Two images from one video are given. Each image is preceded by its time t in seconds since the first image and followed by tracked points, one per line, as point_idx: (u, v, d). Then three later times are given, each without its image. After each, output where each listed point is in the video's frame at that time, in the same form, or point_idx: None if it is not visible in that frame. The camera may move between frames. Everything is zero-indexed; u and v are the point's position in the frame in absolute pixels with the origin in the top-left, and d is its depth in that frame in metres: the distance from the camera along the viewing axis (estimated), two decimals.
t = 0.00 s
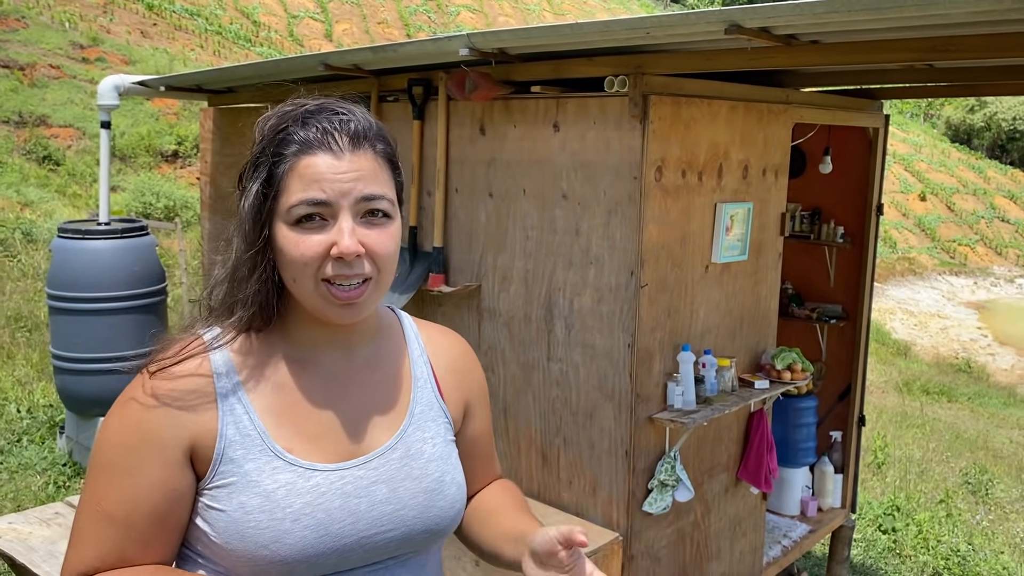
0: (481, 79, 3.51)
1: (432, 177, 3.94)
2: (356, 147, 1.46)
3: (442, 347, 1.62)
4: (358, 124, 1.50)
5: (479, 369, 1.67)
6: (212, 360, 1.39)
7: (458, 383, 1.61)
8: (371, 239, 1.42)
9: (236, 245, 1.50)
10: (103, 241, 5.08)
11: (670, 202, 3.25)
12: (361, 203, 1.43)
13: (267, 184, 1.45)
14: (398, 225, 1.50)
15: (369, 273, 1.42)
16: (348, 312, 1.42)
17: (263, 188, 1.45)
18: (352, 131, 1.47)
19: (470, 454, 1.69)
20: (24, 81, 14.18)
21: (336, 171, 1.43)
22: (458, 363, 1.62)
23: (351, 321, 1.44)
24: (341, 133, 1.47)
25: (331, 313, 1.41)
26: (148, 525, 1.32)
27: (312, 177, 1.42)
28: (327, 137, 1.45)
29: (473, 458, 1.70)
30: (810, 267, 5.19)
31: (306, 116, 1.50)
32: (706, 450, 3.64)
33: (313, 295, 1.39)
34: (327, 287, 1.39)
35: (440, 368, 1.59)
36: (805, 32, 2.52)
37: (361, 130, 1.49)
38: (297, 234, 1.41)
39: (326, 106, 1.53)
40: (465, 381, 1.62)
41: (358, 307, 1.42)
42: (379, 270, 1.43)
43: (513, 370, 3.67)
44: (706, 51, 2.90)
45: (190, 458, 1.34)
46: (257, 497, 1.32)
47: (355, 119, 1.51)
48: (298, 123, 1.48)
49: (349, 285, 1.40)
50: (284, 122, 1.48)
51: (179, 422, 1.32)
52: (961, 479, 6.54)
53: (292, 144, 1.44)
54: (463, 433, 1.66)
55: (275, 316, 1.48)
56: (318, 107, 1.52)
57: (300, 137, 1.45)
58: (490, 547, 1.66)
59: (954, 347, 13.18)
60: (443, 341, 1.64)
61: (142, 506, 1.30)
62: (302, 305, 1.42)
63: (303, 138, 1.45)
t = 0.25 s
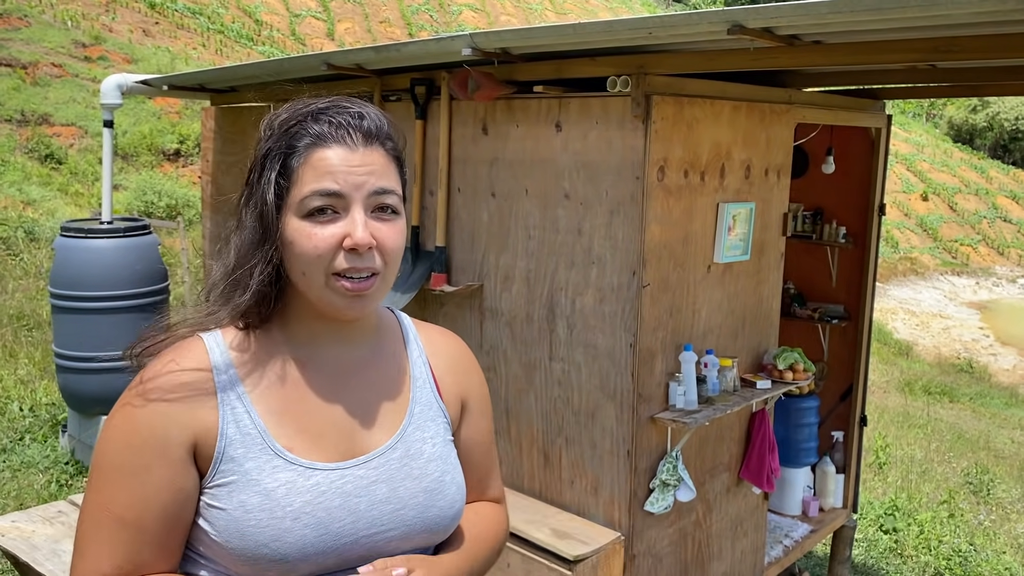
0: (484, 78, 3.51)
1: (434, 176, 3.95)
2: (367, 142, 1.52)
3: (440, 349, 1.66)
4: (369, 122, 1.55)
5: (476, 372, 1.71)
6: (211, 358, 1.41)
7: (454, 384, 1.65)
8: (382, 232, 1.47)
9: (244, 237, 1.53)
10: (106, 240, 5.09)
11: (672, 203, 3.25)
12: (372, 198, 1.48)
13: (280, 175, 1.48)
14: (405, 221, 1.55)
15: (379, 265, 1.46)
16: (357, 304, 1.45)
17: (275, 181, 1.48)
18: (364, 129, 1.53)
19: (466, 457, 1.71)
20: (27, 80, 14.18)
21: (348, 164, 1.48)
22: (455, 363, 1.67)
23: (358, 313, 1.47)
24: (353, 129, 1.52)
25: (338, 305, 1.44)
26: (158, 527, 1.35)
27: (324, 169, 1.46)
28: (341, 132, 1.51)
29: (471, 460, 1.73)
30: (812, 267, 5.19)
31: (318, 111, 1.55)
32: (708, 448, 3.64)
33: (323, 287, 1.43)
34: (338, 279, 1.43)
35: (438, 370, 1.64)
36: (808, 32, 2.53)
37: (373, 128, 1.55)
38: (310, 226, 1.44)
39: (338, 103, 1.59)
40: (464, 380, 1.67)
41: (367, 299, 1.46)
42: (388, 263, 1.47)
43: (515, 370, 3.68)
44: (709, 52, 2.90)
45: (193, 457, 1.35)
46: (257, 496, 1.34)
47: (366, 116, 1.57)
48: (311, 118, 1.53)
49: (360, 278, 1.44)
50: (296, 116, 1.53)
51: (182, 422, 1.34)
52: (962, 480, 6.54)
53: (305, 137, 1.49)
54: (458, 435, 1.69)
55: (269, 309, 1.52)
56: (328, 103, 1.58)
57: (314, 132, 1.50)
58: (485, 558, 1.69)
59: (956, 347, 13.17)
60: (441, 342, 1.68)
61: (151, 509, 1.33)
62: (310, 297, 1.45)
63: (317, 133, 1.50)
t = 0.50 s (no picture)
0: (486, 77, 3.51)
1: (437, 175, 3.95)
2: (381, 140, 1.56)
3: (432, 346, 1.69)
4: (382, 121, 1.59)
5: (470, 370, 1.73)
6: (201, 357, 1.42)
7: (447, 380, 1.67)
8: (394, 229, 1.50)
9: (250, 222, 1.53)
10: (108, 239, 5.10)
11: (674, 201, 3.25)
12: (385, 194, 1.52)
13: (295, 164, 1.50)
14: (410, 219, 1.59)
15: (389, 260, 1.49)
16: (366, 295, 1.48)
17: (289, 170, 1.50)
18: (379, 127, 1.57)
19: (461, 454, 1.73)
20: (29, 78, 14.20)
21: (363, 160, 1.51)
22: (448, 359, 1.69)
23: (362, 307, 1.50)
24: (368, 126, 1.56)
25: (346, 295, 1.47)
26: (156, 528, 1.36)
27: (341, 162, 1.50)
28: (356, 128, 1.55)
29: (466, 456, 1.75)
30: (814, 266, 5.19)
31: (333, 106, 1.58)
32: (710, 447, 3.64)
33: (335, 278, 1.45)
34: (351, 270, 1.46)
35: (431, 366, 1.66)
36: (810, 31, 2.52)
37: (386, 126, 1.59)
38: (324, 216, 1.47)
39: (351, 100, 1.63)
40: (456, 376, 1.69)
41: (376, 291, 1.49)
42: (397, 259, 1.51)
43: (517, 369, 3.68)
44: (712, 50, 2.90)
45: (186, 456, 1.36)
46: (247, 494, 1.35)
47: (380, 115, 1.61)
48: (326, 112, 1.56)
49: (372, 269, 1.47)
50: (313, 108, 1.56)
51: (174, 422, 1.35)
52: (964, 479, 6.53)
53: (322, 128, 1.52)
54: (452, 431, 1.71)
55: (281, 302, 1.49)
56: (341, 99, 1.62)
57: (331, 124, 1.53)
58: (482, 556, 1.71)
59: (958, 347, 13.15)
60: (431, 338, 1.71)
61: (147, 510, 1.34)
62: (318, 289, 1.47)
63: (333, 126, 1.53)
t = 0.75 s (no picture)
0: (488, 75, 3.51)
1: (438, 173, 3.95)
2: (385, 140, 1.57)
3: (427, 340, 1.70)
4: (386, 121, 1.61)
5: (463, 363, 1.74)
6: (195, 349, 1.42)
7: (441, 374, 1.68)
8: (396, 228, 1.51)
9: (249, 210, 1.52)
10: (111, 237, 5.10)
11: (676, 199, 3.24)
12: (388, 193, 1.53)
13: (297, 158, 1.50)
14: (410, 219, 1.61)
15: (390, 258, 1.50)
16: (367, 291, 1.49)
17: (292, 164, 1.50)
18: (383, 127, 1.59)
19: (455, 446, 1.74)
20: (32, 77, 14.21)
21: (368, 157, 1.53)
22: (443, 353, 1.70)
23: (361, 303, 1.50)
24: (372, 125, 1.58)
25: (348, 292, 1.47)
26: (155, 525, 1.36)
27: (347, 159, 1.50)
28: (361, 126, 1.56)
29: (459, 447, 1.76)
30: (816, 265, 5.18)
31: (337, 103, 1.59)
32: (712, 445, 3.64)
33: (337, 273, 1.46)
34: (354, 266, 1.46)
35: (425, 359, 1.67)
36: (813, 28, 2.52)
37: (390, 127, 1.61)
38: (328, 212, 1.47)
39: (355, 98, 1.64)
40: (450, 370, 1.70)
41: (376, 288, 1.49)
42: (397, 256, 1.52)
43: (518, 367, 3.68)
44: (714, 48, 2.89)
45: (186, 454, 1.36)
46: (248, 491, 1.35)
47: (384, 116, 1.63)
48: (331, 109, 1.57)
49: (374, 266, 1.48)
50: (319, 104, 1.57)
51: (172, 420, 1.35)
52: (967, 478, 6.52)
53: (328, 125, 1.53)
54: (447, 424, 1.71)
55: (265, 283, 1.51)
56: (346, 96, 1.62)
57: (336, 122, 1.54)
58: (476, 547, 1.72)
59: (960, 346, 13.13)
60: (426, 332, 1.71)
61: (146, 509, 1.34)
62: (318, 284, 1.47)
63: (339, 123, 1.54)
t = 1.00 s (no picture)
0: (491, 73, 3.50)
1: (441, 172, 3.94)
2: (373, 139, 1.56)
3: (426, 340, 1.70)
4: (376, 120, 1.60)
5: (461, 363, 1.74)
6: (194, 349, 1.44)
7: (440, 373, 1.68)
8: (383, 229, 1.50)
9: (238, 214, 1.53)
10: (113, 236, 5.11)
11: (679, 198, 3.24)
12: (375, 194, 1.52)
13: (284, 162, 1.51)
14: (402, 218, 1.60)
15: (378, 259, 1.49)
16: (355, 292, 1.49)
17: (279, 168, 1.51)
18: (372, 125, 1.57)
19: (454, 445, 1.75)
20: (36, 76, 14.23)
21: (354, 158, 1.52)
22: (442, 352, 1.70)
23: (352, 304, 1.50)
24: (360, 123, 1.56)
25: (336, 294, 1.48)
26: (158, 527, 1.36)
27: (333, 160, 1.50)
28: (348, 126, 1.55)
29: (457, 446, 1.76)
30: (819, 263, 5.18)
31: (326, 104, 1.59)
32: (714, 444, 3.64)
33: (322, 276, 1.46)
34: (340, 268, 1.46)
35: (424, 359, 1.67)
36: (816, 26, 2.51)
37: (379, 125, 1.59)
38: (312, 214, 1.47)
39: (346, 97, 1.63)
40: (449, 370, 1.70)
41: (364, 289, 1.49)
42: (386, 258, 1.51)
43: (521, 366, 3.68)
44: (717, 47, 2.89)
45: (188, 456, 1.36)
46: (253, 493, 1.35)
47: (374, 113, 1.61)
48: (319, 109, 1.57)
49: (360, 268, 1.47)
50: (307, 105, 1.57)
51: (175, 421, 1.35)
52: (970, 477, 6.50)
53: (314, 127, 1.53)
54: (446, 423, 1.72)
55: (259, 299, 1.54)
56: (336, 97, 1.61)
57: (322, 122, 1.53)
58: (475, 546, 1.72)
59: (964, 345, 13.12)
60: (425, 332, 1.71)
61: (149, 511, 1.35)
62: (307, 287, 1.48)
63: (325, 124, 1.53)
